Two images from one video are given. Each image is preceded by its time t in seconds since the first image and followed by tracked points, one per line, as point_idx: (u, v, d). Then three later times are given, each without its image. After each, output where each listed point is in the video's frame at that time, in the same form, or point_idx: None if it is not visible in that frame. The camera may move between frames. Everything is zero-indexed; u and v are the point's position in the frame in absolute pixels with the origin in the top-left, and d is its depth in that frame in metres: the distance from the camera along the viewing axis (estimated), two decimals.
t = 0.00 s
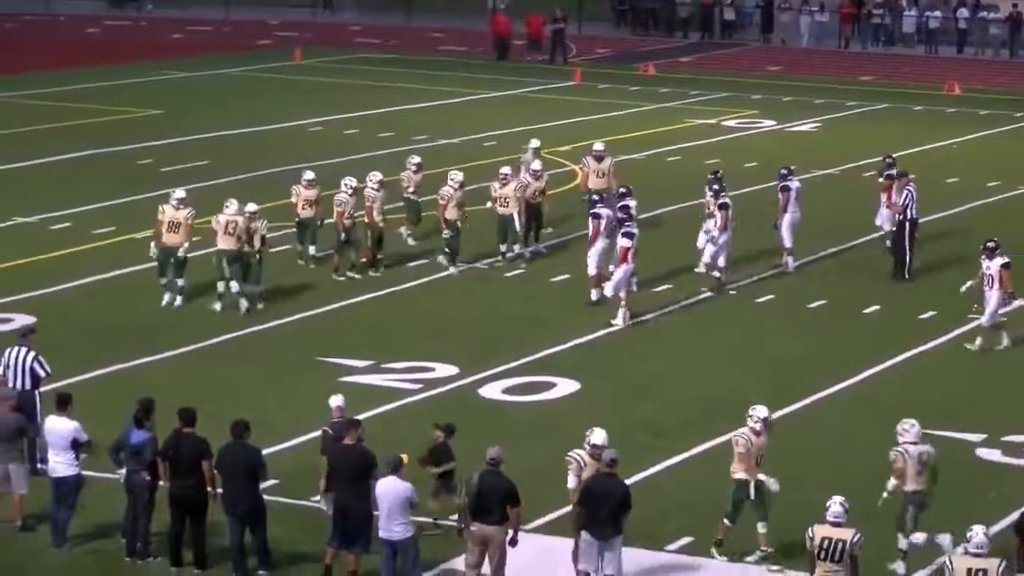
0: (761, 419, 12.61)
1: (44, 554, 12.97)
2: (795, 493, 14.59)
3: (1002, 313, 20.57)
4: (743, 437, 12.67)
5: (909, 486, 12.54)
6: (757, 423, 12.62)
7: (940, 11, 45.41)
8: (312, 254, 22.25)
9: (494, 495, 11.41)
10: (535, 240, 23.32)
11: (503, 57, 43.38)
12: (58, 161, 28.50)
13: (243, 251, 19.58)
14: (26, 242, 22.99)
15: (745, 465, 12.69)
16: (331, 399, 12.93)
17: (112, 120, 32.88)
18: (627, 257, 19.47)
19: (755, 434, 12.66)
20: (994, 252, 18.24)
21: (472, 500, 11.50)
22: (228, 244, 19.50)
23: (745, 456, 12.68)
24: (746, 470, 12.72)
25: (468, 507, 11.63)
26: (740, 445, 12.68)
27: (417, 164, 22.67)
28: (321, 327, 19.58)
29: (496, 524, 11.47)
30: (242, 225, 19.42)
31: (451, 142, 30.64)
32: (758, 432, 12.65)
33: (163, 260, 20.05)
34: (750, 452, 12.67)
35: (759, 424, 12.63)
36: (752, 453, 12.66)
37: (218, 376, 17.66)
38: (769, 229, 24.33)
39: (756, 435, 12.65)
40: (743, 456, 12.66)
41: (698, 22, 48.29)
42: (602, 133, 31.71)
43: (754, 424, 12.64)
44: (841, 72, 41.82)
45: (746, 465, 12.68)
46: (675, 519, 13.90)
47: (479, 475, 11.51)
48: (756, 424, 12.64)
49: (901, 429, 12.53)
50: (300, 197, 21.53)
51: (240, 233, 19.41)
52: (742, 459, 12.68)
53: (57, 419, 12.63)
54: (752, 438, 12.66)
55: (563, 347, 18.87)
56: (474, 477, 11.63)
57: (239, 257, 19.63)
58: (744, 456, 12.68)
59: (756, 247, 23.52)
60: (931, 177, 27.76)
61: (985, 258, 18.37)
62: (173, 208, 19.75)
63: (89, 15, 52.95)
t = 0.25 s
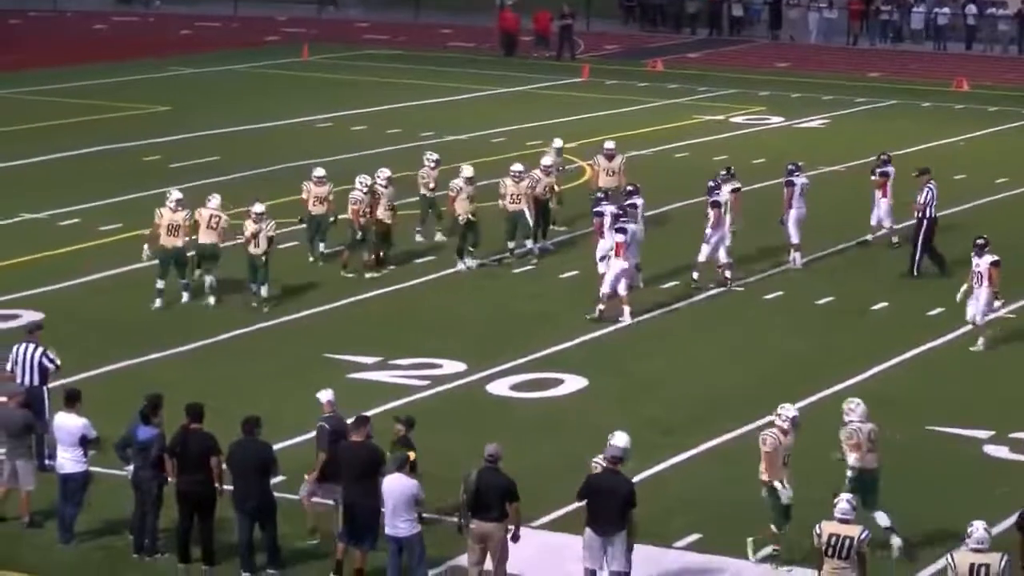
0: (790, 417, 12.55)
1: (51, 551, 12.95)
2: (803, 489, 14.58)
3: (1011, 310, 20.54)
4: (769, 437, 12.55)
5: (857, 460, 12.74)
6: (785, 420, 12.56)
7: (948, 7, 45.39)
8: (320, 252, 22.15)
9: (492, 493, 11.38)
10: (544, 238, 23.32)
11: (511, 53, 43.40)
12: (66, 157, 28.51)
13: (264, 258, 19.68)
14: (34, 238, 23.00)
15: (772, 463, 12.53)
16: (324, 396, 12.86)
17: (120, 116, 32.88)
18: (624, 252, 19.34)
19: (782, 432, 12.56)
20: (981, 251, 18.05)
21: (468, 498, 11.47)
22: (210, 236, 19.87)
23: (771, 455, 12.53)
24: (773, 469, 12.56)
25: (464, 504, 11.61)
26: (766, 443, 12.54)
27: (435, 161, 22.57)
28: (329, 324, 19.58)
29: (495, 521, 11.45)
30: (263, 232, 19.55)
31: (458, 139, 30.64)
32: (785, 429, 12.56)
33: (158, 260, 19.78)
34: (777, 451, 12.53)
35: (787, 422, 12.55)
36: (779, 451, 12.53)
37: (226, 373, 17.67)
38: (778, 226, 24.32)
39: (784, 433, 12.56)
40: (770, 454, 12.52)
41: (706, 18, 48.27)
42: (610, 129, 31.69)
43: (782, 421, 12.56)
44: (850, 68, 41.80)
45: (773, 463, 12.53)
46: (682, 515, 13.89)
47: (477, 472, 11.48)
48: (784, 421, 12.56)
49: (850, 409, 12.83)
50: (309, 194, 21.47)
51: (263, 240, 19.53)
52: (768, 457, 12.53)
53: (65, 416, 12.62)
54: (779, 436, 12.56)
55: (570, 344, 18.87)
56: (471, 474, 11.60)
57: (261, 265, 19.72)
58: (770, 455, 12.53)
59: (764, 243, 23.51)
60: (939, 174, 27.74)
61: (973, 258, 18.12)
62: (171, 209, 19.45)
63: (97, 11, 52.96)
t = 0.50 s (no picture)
0: (816, 424, 12.75)
1: (55, 549, 12.96)
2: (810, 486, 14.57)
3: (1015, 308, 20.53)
4: (797, 444, 12.72)
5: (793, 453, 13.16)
6: (810, 427, 12.75)
7: (953, 6, 45.34)
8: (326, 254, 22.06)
9: (492, 492, 11.38)
10: (547, 235, 23.29)
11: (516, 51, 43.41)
12: (70, 155, 28.52)
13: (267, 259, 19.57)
14: (38, 236, 23.01)
15: (802, 469, 12.71)
16: (302, 394, 12.80)
17: (124, 114, 32.89)
18: (613, 250, 19.32)
19: (810, 440, 12.73)
20: (965, 251, 18.26)
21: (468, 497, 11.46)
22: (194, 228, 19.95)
23: (800, 461, 12.70)
24: (801, 474, 12.73)
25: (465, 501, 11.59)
26: (792, 450, 12.71)
27: (453, 160, 22.58)
28: (333, 322, 19.58)
29: (495, 519, 11.45)
30: (265, 233, 19.45)
31: (463, 137, 30.65)
32: (812, 437, 12.74)
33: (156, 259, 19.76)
34: (804, 456, 12.70)
35: (814, 429, 12.74)
36: (808, 457, 12.70)
37: (230, 370, 17.68)
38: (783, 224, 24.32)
39: (810, 439, 12.73)
40: (799, 460, 12.68)
41: (711, 16, 48.22)
42: (614, 128, 31.68)
43: (807, 428, 12.75)
44: (854, 67, 41.76)
45: (801, 471, 12.71)
46: (685, 514, 13.89)
47: (477, 471, 11.47)
48: (810, 429, 12.75)
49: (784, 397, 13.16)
50: (315, 197, 21.42)
51: (264, 240, 19.42)
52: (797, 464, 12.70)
53: (69, 413, 12.65)
54: (806, 442, 12.72)
55: (573, 342, 18.87)
56: (470, 472, 11.59)
57: (264, 266, 19.61)
58: (796, 460, 12.70)
59: (769, 241, 23.51)
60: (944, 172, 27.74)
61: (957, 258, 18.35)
62: (165, 207, 19.48)
63: (100, 9, 52.95)
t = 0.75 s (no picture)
0: (837, 426, 12.86)
1: (60, 548, 12.95)
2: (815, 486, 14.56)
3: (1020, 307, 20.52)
4: (820, 446, 12.90)
5: (740, 442, 13.26)
6: (832, 429, 12.87)
7: (957, 4, 45.36)
8: (333, 254, 21.99)
9: (498, 491, 11.38)
10: (552, 234, 23.25)
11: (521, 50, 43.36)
12: (75, 154, 28.53)
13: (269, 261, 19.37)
14: (42, 235, 23.01)
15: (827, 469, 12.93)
16: (289, 389, 13.03)
17: (129, 113, 32.90)
18: (608, 248, 19.40)
19: (832, 442, 12.88)
20: (945, 250, 18.15)
21: (474, 497, 11.46)
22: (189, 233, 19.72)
23: (825, 462, 12.91)
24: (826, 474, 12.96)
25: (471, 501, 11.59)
26: (816, 453, 12.90)
27: (472, 159, 22.45)
28: (338, 321, 19.58)
29: (501, 518, 11.45)
30: (266, 235, 19.26)
31: (467, 136, 30.62)
32: (835, 438, 12.88)
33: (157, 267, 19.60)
34: (828, 459, 12.91)
35: (836, 431, 12.87)
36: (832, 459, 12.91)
37: (234, 369, 17.67)
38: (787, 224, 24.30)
39: (833, 440, 12.88)
40: (823, 463, 12.91)
41: (714, 15, 48.14)
42: (618, 126, 31.69)
43: (829, 429, 12.87)
44: (858, 65, 41.78)
45: (826, 473, 12.94)
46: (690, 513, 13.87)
47: (482, 471, 11.48)
48: (832, 430, 12.88)
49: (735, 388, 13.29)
50: (320, 196, 21.32)
51: (265, 242, 19.23)
52: (822, 465, 12.92)
53: (74, 413, 12.66)
54: (829, 444, 12.88)
55: (577, 341, 18.86)
56: (476, 472, 11.60)
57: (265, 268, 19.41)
58: (820, 462, 12.92)
59: (773, 241, 23.49)
60: (949, 171, 27.71)
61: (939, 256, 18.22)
62: (165, 213, 19.38)
63: (104, 8, 52.99)
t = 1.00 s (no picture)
0: (868, 431, 12.43)
1: (68, 547, 12.96)
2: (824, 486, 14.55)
3: None
4: (851, 452, 12.45)
5: (692, 422, 13.47)
6: (862, 434, 12.44)
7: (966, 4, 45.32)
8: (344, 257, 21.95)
9: (508, 492, 11.39)
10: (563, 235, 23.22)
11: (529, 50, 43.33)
12: (83, 154, 28.55)
13: (271, 261, 19.33)
14: (50, 235, 23.03)
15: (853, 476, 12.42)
16: (278, 388, 12.41)
17: (137, 113, 32.92)
18: (607, 247, 19.28)
19: (861, 447, 12.44)
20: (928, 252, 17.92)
21: (485, 498, 11.46)
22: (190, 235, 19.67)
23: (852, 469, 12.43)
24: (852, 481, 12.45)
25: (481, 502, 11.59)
26: (845, 458, 12.44)
27: (494, 163, 22.40)
28: (346, 321, 19.58)
29: (511, 519, 11.45)
30: (269, 235, 19.21)
31: (475, 135, 30.61)
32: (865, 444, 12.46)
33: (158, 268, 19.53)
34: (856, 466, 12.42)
35: (866, 436, 12.44)
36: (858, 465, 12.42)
37: (241, 369, 17.67)
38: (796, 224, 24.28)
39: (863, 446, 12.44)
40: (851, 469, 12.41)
41: (723, 15, 48.10)
42: (626, 126, 31.67)
43: (860, 435, 12.45)
44: (867, 65, 41.74)
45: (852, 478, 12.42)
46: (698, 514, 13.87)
47: (493, 472, 11.49)
48: (863, 436, 12.45)
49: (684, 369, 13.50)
50: (331, 199, 21.36)
51: (268, 243, 19.17)
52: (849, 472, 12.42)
53: (83, 412, 12.67)
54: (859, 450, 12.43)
55: (585, 341, 18.85)
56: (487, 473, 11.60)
57: (267, 268, 19.37)
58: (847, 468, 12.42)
59: (781, 241, 23.48)
60: (957, 171, 27.69)
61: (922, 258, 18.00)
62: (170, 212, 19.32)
63: (112, 8, 52.99)
